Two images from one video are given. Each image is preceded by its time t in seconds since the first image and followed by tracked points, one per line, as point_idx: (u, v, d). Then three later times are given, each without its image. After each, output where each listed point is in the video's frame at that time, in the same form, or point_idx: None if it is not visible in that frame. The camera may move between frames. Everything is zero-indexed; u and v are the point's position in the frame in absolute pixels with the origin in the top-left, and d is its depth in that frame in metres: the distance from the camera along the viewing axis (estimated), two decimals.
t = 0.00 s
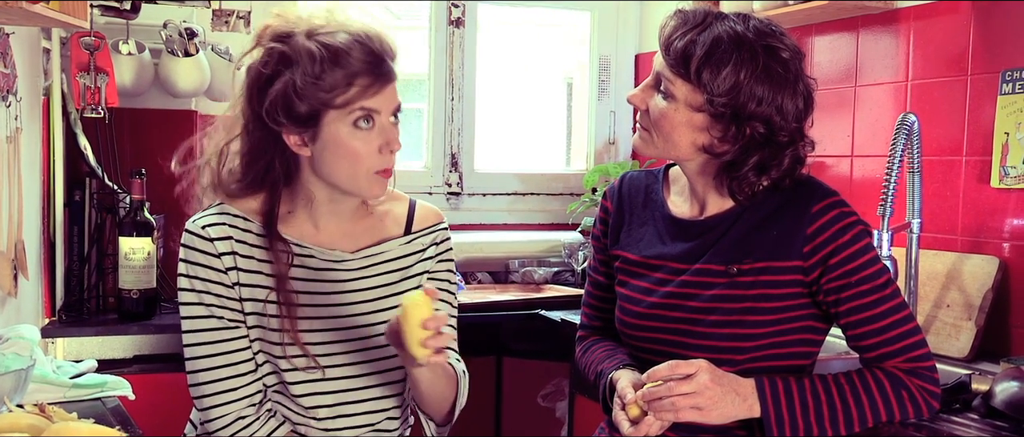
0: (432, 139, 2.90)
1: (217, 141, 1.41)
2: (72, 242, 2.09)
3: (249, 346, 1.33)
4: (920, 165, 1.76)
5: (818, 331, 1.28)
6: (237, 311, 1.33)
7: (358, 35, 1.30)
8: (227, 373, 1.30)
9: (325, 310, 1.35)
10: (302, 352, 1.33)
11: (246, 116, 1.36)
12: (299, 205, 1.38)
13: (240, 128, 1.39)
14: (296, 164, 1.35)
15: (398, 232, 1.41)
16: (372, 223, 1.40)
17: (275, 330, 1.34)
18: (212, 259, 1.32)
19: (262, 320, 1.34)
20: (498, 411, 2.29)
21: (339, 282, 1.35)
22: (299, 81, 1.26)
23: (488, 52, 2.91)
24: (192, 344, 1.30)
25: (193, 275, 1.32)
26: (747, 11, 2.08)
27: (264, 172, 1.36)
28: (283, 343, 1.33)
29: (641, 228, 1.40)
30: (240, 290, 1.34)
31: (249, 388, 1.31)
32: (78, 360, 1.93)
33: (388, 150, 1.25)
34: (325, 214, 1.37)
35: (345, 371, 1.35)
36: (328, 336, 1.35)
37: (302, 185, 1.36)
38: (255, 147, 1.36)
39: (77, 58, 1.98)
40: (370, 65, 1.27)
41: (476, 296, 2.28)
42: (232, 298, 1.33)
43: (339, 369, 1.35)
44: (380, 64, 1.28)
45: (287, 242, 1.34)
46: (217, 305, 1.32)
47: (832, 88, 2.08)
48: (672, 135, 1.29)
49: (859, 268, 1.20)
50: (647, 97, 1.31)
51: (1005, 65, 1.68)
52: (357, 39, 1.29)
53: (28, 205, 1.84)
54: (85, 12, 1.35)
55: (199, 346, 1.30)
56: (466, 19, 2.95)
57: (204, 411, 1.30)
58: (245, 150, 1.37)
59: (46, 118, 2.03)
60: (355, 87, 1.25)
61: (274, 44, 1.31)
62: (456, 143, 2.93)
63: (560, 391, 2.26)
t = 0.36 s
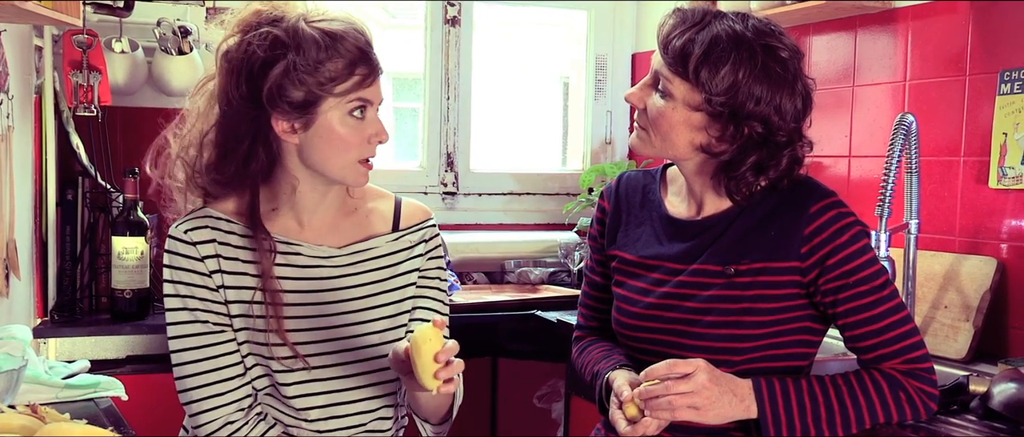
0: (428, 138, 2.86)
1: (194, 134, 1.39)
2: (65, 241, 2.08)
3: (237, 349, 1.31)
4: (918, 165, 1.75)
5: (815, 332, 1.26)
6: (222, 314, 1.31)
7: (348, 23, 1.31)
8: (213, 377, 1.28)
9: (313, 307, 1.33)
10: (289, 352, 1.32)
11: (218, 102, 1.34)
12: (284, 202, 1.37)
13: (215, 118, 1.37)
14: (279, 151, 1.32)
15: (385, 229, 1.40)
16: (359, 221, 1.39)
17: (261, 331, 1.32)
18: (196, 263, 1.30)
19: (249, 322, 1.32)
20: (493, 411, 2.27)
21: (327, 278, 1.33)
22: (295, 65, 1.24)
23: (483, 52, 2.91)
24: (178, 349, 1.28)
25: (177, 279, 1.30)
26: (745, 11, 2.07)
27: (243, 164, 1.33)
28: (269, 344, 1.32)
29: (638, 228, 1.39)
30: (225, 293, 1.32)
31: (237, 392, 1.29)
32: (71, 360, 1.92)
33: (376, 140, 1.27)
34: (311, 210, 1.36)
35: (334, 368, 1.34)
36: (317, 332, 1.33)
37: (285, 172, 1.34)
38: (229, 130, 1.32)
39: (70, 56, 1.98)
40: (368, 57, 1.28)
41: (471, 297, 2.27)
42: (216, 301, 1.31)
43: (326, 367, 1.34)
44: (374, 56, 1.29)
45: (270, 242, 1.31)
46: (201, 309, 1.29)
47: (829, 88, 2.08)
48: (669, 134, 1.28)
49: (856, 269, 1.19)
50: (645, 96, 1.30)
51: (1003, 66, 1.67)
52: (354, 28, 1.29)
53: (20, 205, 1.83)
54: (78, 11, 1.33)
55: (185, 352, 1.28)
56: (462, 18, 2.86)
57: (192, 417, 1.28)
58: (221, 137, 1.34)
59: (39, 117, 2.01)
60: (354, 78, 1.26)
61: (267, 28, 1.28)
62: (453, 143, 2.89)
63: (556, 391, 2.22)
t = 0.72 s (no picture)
0: (425, 138, 2.83)
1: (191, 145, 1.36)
2: (59, 241, 2.06)
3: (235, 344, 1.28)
4: (917, 165, 1.74)
5: (815, 332, 1.25)
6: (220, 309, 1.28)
7: (308, 24, 1.22)
8: (212, 373, 1.24)
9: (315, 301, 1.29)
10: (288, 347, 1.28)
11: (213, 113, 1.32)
12: (281, 197, 1.34)
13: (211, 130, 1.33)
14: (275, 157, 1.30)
15: (382, 226, 1.37)
16: (356, 217, 1.36)
17: (262, 325, 1.30)
18: (195, 257, 1.27)
19: (249, 316, 1.30)
20: (491, 411, 2.27)
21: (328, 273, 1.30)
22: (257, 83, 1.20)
23: (481, 51, 2.89)
24: (176, 345, 1.25)
25: (175, 274, 1.26)
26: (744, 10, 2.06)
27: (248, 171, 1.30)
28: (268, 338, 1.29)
29: (637, 228, 1.38)
30: (225, 287, 1.29)
31: (235, 388, 1.25)
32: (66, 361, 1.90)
33: (351, 145, 1.20)
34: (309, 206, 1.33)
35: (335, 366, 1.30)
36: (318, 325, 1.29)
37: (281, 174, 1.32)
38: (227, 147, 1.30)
39: (64, 54, 1.98)
40: (325, 61, 1.18)
41: (469, 297, 2.26)
42: (215, 296, 1.28)
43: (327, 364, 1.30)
44: (338, 57, 1.20)
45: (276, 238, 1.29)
46: (199, 304, 1.26)
47: (828, 87, 2.07)
48: (668, 133, 1.27)
49: (856, 268, 1.18)
50: (643, 95, 1.29)
51: (1003, 64, 1.66)
52: (310, 31, 1.21)
53: (14, 205, 1.81)
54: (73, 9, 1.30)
55: (183, 347, 1.25)
56: (460, 17, 2.82)
57: (190, 412, 1.24)
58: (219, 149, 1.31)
59: (34, 116, 2.00)
60: (311, 88, 1.18)
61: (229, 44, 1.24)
62: (450, 142, 2.85)
63: (554, 392, 2.24)
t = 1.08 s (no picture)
0: (425, 137, 2.83)
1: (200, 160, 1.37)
2: (58, 242, 2.05)
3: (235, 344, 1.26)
4: (920, 165, 1.73)
5: (817, 333, 1.24)
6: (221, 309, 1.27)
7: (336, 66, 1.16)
8: (211, 373, 1.22)
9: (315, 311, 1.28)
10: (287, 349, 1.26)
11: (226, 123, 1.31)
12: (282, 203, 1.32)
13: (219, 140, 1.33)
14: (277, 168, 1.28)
15: (378, 227, 1.36)
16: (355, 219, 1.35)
17: (264, 328, 1.27)
18: (197, 257, 1.26)
19: (250, 318, 1.27)
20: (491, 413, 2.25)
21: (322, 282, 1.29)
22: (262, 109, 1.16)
23: (481, 51, 2.88)
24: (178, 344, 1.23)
25: (176, 273, 1.26)
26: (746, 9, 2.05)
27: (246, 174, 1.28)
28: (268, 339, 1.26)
29: (638, 228, 1.37)
30: (225, 287, 1.27)
31: (234, 388, 1.23)
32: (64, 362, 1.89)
33: (338, 193, 1.14)
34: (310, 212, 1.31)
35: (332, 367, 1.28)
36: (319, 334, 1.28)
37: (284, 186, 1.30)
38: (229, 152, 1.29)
39: (63, 54, 1.98)
40: (336, 104, 1.13)
41: (470, 298, 2.25)
42: (216, 296, 1.26)
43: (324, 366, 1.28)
44: (346, 104, 1.14)
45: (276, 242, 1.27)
46: (201, 303, 1.25)
47: (831, 87, 2.06)
48: (669, 133, 1.26)
49: (858, 269, 1.17)
50: (645, 94, 1.28)
51: (1007, 64, 1.65)
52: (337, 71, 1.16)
53: (13, 205, 1.81)
54: (71, 6, 1.28)
55: (182, 346, 1.23)
56: (460, 17, 2.81)
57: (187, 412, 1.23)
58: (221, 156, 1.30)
59: (32, 116, 1.99)
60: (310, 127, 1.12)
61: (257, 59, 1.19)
62: (450, 142, 2.84)
63: (555, 393, 2.22)
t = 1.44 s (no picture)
0: (426, 136, 2.83)
1: (190, 151, 1.37)
2: (59, 241, 2.05)
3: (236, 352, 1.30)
4: (922, 164, 1.73)
5: (819, 332, 1.24)
6: (219, 315, 1.30)
7: (347, 31, 1.30)
8: (212, 380, 1.27)
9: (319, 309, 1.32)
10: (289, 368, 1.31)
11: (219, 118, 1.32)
12: (286, 205, 1.36)
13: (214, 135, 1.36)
14: (282, 163, 1.32)
15: (384, 234, 1.41)
16: (359, 226, 1.39)
17: (262, 334, 1.31)
18: (197, 263, 1.29)
19: (249, 324, 1.31)
20: (493, 412, 2.25)
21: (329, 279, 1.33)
22: (290, 81, 1.24)
23: (482, 52, 2.89)
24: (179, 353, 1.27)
25: (177, 280, 1.29)
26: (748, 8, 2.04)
27: (248, 178, 1.32)
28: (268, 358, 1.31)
29: (639, 227, 1.37)
30: (226, 294, 1.31)
31: (235, 395, 1.28)
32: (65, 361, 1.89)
33: (382, 144, 1.26)
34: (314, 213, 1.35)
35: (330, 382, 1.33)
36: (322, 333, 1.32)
37: (289, 183, 1.34)
38: (229, 150, 1.31)
39: (65, 54, 1.98)
40: (360, 64, 1.26)
41: (471, 297, 2.25)
42: (217, 303, 1.30)
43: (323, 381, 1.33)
44: (371, 61, 1.28)
45: (277, 257, 1.30)
46: (201, 311, 1.28)
47: (832, 86, 2.05)
48: (671, 132, 1.26)
49: (860, 268, 1.17)
50: (647, 95, 1.28)
51: (1009, 63, 1.65)
52: (346, 37, 1.28)
53: (13, 204, 1.80)
54: (72, 6, 1.28)
55: (183, 354, 1.27)
56: (461, 16, 2.81)
57: (190, 419, 1.27)
58: (222, 153, 1.33)
59: (33, 115, 1.99)
60: (348, 87, 1.25)
61: (258, 43, 1.27)
62: (451, 141, 2.85)
63: (556, 393, 2.22)
